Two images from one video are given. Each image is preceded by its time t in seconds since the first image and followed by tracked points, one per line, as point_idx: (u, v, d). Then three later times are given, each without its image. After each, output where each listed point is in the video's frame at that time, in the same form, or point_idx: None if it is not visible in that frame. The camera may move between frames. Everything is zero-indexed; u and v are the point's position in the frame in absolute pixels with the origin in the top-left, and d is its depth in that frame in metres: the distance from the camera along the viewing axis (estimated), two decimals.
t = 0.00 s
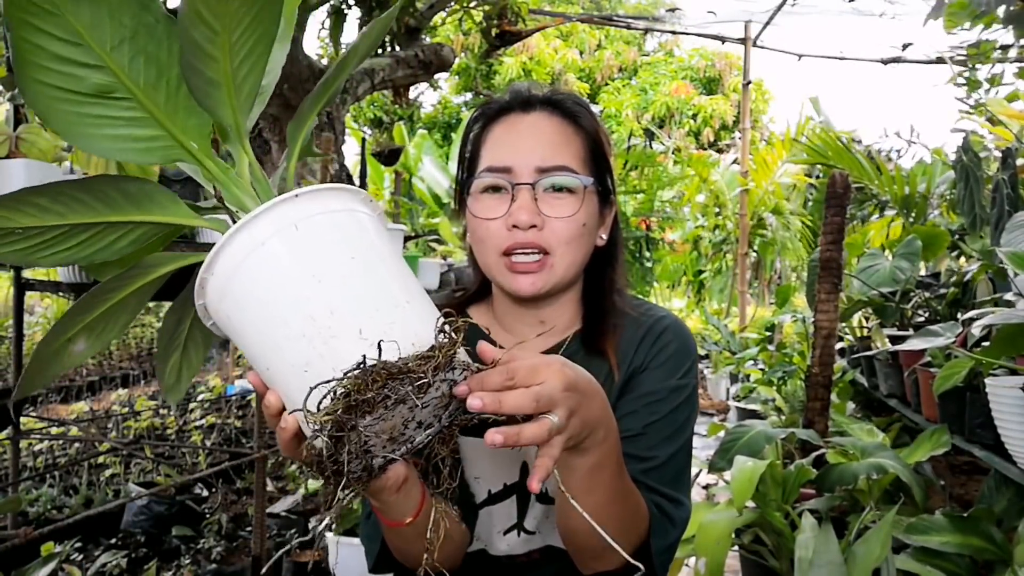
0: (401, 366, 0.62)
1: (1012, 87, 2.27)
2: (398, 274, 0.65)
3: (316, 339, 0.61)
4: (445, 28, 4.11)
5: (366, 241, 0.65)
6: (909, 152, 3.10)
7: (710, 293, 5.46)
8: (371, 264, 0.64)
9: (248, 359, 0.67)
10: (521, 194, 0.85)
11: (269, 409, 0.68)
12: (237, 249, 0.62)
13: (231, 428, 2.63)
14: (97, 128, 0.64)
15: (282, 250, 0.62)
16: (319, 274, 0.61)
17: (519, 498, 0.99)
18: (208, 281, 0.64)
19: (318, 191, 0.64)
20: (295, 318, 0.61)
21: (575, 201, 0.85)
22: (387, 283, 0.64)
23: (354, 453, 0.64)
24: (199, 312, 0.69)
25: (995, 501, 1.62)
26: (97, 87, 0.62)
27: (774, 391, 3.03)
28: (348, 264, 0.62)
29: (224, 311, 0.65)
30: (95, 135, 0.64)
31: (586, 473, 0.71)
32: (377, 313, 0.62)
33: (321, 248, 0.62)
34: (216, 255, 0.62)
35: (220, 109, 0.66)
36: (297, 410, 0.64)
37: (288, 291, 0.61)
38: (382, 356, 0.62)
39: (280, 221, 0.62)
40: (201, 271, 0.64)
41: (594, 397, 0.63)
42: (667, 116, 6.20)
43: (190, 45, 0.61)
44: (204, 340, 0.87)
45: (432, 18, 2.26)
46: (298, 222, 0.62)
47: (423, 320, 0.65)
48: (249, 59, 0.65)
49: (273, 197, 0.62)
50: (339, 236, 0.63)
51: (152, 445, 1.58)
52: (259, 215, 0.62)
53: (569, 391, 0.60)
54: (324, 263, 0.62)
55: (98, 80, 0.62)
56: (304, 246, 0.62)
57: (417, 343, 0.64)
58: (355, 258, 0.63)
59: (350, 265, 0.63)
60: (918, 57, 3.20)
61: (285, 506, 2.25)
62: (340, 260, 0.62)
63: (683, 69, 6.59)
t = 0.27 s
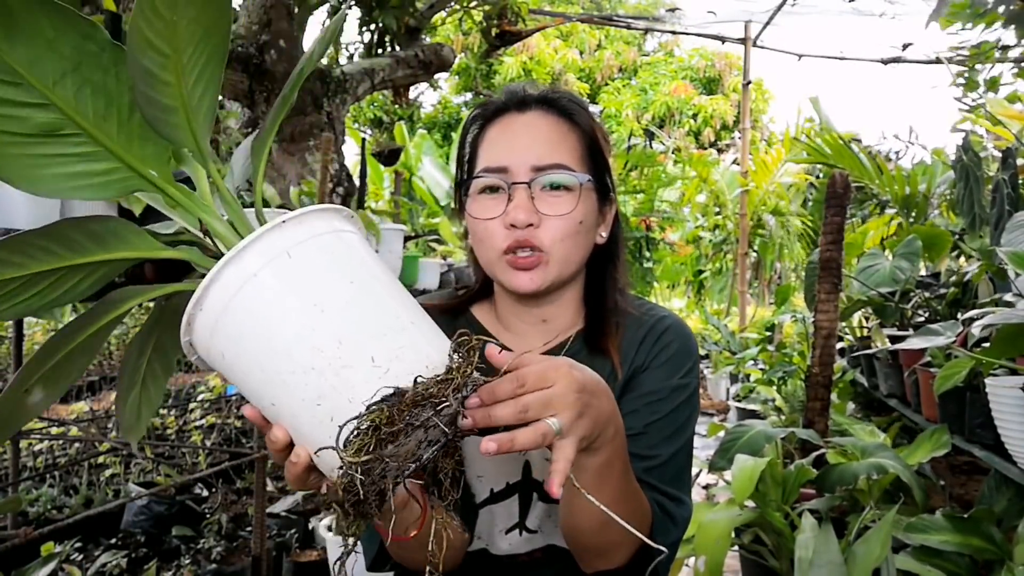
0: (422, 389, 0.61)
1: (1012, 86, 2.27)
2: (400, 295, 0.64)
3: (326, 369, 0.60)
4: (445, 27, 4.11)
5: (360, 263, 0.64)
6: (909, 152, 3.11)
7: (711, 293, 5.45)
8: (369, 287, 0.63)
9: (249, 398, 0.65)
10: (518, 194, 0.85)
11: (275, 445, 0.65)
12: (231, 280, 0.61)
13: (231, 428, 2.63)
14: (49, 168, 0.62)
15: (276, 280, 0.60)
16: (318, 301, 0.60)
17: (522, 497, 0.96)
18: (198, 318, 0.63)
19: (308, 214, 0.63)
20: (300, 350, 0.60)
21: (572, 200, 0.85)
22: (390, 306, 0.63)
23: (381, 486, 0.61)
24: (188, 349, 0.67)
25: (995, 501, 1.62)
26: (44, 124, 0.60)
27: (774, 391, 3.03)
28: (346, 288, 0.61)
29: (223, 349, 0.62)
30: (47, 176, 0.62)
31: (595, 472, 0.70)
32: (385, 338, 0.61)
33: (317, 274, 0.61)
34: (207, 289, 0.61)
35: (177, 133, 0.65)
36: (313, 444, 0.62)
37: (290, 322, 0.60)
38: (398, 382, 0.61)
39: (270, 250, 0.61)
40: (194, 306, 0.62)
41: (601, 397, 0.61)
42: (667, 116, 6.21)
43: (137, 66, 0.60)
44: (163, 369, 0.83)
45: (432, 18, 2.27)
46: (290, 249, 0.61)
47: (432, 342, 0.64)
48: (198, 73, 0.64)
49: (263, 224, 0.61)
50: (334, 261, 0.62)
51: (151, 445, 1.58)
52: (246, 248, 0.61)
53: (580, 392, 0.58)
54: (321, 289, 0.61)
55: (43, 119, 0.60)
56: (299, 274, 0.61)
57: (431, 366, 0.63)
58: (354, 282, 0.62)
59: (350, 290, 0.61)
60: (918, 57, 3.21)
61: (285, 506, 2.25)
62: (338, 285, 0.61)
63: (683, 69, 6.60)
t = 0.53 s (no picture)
0: (411, 459, 0.58)
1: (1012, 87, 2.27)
2: (420, 346, 0.62)
3: (323, 406, 0.58)
4: (445, 28, 4.11)
5: (386, 298, 0.61)
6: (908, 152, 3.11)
7: (711, 293, 5.46)
8: (389, 329, 0.60)
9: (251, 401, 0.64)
10: (518, 186, 0.85)
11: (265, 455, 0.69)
12: (249, 288, 0.59)
13: (231, 428, 2.63)
14: (114, 112, 0.62)
15: (295, 299, 0.59)
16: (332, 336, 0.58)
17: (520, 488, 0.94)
18: (215, 313, 0.62)
19: (342, 235, 0.61)
20: (302, 373, 0.58)
21: (572, 190, 0.85)
22: (404, 354, 0.60)
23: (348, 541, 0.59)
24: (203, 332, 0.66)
25: (995, 501, 1.62)
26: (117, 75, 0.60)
27: (774, 391, 3.03)
28: (365, 325, 0.59)
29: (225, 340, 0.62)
30: (109, 119, 0.62)
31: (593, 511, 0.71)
32: (390, 390, 0.59)
33: (339, 302, 0.59)
34: (227, 288, 0.60)
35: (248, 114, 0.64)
36: (295, 473, 0.61)
37: (300, 343, 0.58)
38: (389, 444, 0.58)
39: (299, 265, 0.59)
40: (212, 302, 0.61)
41: (601, 457, 0.61)
42: (667, 116, 6.21)
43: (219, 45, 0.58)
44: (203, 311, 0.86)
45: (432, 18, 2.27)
46: (317, 269, 0.59)
47: (442, 400, 0.61)
48: (282, 68, 0.62)
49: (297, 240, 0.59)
50: (360, 291, 0.60)
51: (151, 446, 1.58)
52: (274, 258, 0.59)
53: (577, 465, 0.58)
54: (338, 322, 0.59)
55: (119, 67, 0.59)
56: (322, 297, 0.59)
57: (432, 431, 0.59)
58: (374, 318, 0.60)
59: (367, 327, 0.59)
60: (918, 57, 3.21)
61: (285, 506, 2.25)
62: (356, 320, 0.59)
63: (683, 69, 6.60)
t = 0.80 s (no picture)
0: None
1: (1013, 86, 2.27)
2: (417, 479, 0.60)
3: (307, 536, 0.58)
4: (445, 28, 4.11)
5: (386, 426, 0.59)
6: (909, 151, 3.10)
7: (711, 293, 5.45)
8: (387, 463, 0.59)
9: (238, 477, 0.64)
10: (534, 189, 0.89)
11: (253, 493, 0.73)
12: (246, 397, 0.58)
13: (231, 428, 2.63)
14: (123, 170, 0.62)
15: (292, 418, 0.57)
16: (323, 469, 0.57)
17: (522, 485, 1.07)
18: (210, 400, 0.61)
19: (356, 355, 0.58)
20: (293, 494, 0.58)
21: (586, 195, 0.90)
22: (398, 495, 0.59)
23: None
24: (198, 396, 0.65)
25: (995, 501, 1.62)
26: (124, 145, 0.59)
27: (774, 391, 3.03)
28: (360, 458, 0.58)
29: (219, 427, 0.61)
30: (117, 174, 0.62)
31: None
32: (376, 527, 0.58)
33: (340, 429, 0.58)
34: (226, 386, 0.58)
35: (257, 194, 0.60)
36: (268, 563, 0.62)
37: (294, 464, 0.58)
38: None
39: (304, 383, 0.57)
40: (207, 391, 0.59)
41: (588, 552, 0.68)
42: (667, 116, 6.21)
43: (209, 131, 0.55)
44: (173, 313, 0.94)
45: (432, 18, 2.27)
46: (322, 390, 0.57)
47: (433, 541, 0.60)
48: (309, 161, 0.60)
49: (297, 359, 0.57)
50: (358, 421, 0.58)
51: (152, 445, 1.58)
52: (281, 371, 0.57)
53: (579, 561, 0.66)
54: (331, 456, 0.57)
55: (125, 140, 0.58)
56: (317, 424, 0.57)
57: None
58: (373, 451, 0.58)
59: (360, 462, 0.58)
60: (918, 57, 3.21)
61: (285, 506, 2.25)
62: (351, 453, 0.58)
63: (683, 69, 6.60)
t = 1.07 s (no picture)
0: None
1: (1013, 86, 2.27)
2: (397, 550, 0.61)
3: None
4: (445, 28, 4.11)
5: (371, 498, 0.59)
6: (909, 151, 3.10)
7: (711, 293, 5.45)
8: (365, 536, 0.59)
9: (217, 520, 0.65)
10: (548, 187, 0.94)
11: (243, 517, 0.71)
12: (232, 459, 0.58)
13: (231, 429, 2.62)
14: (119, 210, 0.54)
15: (278, 483, 0.57)
16: (303, 540, 0.58)
17: (526, 486, 1.10)
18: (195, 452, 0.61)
19: (348, 428, 0.58)
20: (271, 557, 0.59)
21: (599, 196, 0.95)
22: (374, 565, 0.60)
23: None
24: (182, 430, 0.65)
25: (995, 501, 1.62)
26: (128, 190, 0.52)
27: (774, 391, 3.03)
28: (342, 530, 0.58)
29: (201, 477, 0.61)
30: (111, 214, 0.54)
31: None
32: None
33: (321, 501, 0.58)
34: (212, 447, 0.58)
35: (289, 244, 0.58)
36: None
37: (275, 527, 0.58)
38: None
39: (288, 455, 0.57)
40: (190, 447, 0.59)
41: None
42: (667, 116, 6.21)
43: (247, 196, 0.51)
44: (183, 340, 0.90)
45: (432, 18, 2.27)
46: (306, 462, 0.57)
47: None
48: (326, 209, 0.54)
49: (287, 429, 0.56)
50: (344, 493, 0.58)
51: (152, 446, 1.57)
52: (268, 443, 0.57)
53: None
54: (312, 528, 0.58)
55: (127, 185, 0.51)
56: (303, 492, 0.57)
57: None
58: (353, 523, 0.59)
59: (341, 534, 0.58)
60: (918, 57, 3.21)
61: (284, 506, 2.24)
62: (333, 524, 0.58)
63: (683, 69, 6.60)
